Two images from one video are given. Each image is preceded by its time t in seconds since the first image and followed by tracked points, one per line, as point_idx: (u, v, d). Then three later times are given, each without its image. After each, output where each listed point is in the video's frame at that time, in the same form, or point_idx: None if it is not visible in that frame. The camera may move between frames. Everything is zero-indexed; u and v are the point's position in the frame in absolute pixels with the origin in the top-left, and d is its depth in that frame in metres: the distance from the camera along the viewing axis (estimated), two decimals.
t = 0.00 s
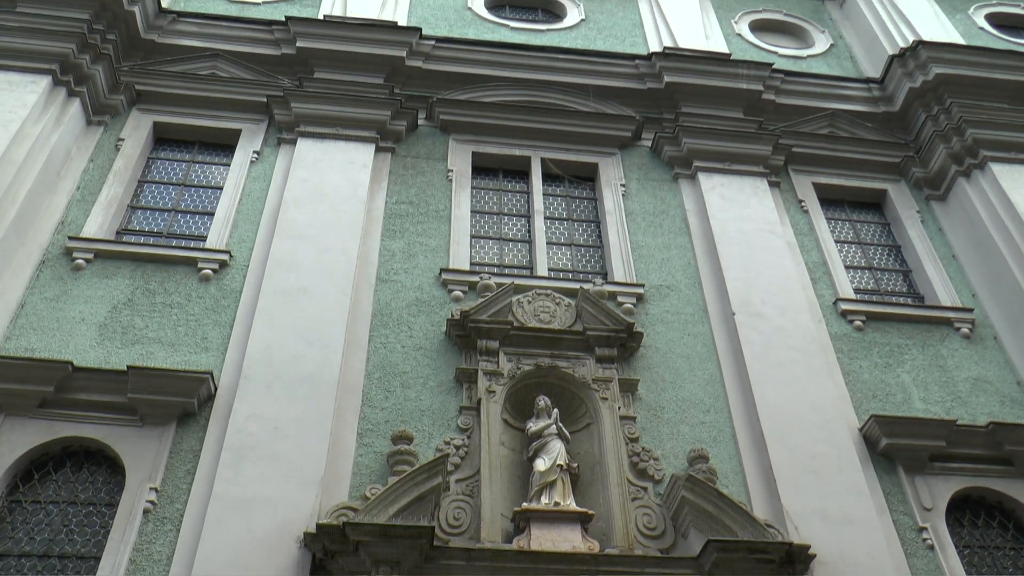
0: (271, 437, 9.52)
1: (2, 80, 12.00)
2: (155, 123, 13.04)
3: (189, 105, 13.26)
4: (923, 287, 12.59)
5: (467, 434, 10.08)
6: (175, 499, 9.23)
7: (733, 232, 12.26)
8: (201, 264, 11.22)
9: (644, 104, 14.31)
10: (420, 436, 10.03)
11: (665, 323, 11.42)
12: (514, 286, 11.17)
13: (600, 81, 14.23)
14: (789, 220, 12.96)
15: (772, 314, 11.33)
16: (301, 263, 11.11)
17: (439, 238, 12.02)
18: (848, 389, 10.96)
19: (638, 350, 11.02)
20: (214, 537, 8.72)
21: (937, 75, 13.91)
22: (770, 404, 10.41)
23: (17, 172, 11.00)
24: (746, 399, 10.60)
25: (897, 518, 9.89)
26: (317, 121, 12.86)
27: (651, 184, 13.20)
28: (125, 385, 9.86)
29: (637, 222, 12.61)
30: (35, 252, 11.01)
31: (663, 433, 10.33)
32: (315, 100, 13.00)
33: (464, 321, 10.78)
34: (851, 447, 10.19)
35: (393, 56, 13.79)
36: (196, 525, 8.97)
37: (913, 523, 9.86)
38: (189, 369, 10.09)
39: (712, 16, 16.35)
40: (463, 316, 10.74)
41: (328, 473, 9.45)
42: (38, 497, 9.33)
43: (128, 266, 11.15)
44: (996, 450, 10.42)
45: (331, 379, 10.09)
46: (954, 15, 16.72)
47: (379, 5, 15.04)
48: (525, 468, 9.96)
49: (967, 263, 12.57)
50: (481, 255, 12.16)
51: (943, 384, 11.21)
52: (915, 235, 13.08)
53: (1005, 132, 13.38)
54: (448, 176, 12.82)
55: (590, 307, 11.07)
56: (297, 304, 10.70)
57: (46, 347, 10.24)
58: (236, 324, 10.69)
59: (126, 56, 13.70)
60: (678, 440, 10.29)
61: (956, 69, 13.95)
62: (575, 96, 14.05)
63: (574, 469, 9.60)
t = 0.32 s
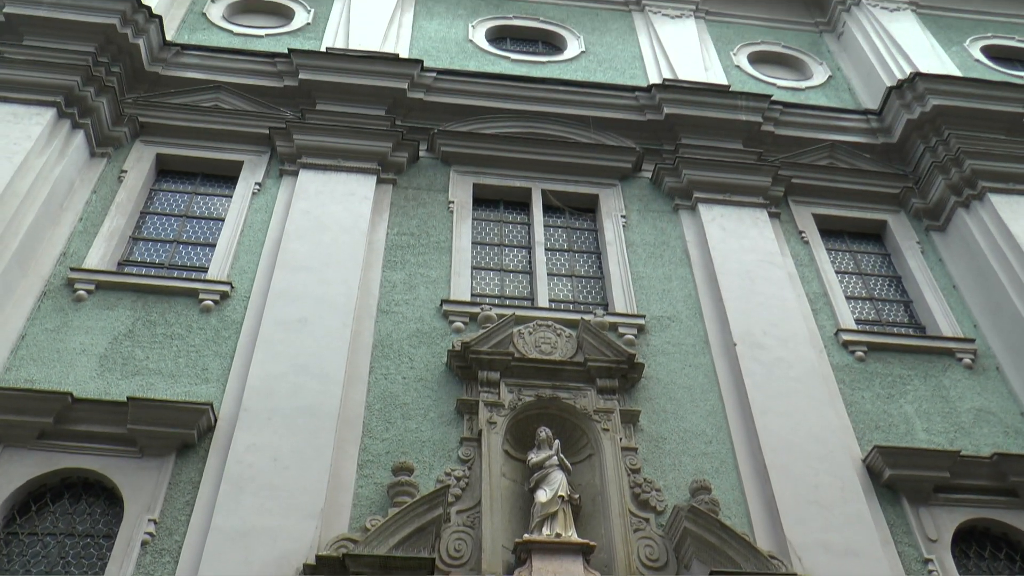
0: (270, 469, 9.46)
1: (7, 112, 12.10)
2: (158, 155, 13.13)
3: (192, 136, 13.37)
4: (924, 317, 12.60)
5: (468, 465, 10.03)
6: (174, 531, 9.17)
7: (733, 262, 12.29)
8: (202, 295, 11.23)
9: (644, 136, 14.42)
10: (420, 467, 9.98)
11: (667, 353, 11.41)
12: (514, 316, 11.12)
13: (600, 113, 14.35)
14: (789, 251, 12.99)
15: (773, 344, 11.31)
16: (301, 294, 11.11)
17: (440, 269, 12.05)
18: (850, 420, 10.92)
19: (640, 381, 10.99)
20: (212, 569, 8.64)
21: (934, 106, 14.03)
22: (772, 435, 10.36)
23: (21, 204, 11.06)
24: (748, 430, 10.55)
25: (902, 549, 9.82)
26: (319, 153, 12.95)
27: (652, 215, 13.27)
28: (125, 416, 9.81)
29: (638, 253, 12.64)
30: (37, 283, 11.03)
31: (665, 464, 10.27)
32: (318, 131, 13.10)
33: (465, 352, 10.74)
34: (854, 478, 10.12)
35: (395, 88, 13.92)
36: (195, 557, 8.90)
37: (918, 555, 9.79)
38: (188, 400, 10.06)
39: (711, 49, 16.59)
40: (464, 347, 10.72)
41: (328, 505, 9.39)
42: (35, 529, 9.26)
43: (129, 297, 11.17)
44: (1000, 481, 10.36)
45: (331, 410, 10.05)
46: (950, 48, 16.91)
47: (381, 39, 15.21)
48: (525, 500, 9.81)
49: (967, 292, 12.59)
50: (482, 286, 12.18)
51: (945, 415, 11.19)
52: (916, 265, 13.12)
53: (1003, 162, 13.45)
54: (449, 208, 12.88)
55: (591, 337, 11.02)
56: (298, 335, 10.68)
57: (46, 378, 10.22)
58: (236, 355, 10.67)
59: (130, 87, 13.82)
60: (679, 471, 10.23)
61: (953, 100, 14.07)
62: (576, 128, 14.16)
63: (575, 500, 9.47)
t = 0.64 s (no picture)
0: (269, 496, 9.40)
1: (10, 140, 12.17)
2: (159, 182, 13.19)
3: (194, 164, 13.44)
4: (924, 343, 12.60)
5: (467, 492, 9.97)
6: (171, 559, 9.10)
7: (733, 289, 12.30)
8: (202, 322, 11.23)
9: (643, 163, 14.50)
10: (419, 494, 9.93)
11: (667, 380, 11.39)
12: (514, 343, 11.10)
13: (599, 141, 14.43)
14: (789, 278, 13.01)
15: (773, 371, 11.30)
16: (301, 320, 11.10)
17: (440, 296, 12.06)
18: (852, 447, 10.89)
19: (639, 408, 10.95)
20: None
21: (932, 134, 14.12)
22: (773, 462, 10.31)
23: (22, 230, 11.10)
24: (749, 456, 10.50)
25: None
26: (320, 180, 13.00)
27: (651, 242, 13.30)
28: (123, 443, 9.76)
29: (637, 280, 12.66)
30: (37, 310, 11.03)
31: (666, 491, 10.21)
32: (319, 158, 13.17)
33: (465, 379, 10.72)
34: (857, 505, 10.05)
35: (396, 116, 14.02)
36: None
37: None
38: (187, 427, 10.02)
39: (710, 78, 16.73)
40: (464, 374, 10.71)
41: (327, 534, 9.32)
42: (30, 557, 9.17)
43: (129, 324, 11.16)
44: (1004, 509, 10.30)
45: (330, 437, 10.00)
46: (946, 76, 17.05)
47: (382, 67, 15.34)
48: (525, 527, 9.74)
49: (968, 319, 12.59)
50: (481, 313, 12.18)
51: (947, 442, 11.17)
52: (916, 293, 13.12)
53: (1001, 190, 13.51)
54: (449, 235, 12.91)
55: (591, 364, 11.01)
56: (297, 362, 10.65)
57: (44, 405, 10.19)
58: (235, 382, 10.65)
59: (132, 115, 13.91)
60: (680, 498, 10.17)
61: (951, 128, 14.15)
62: (575, 155, 14.23)
63: (576, 527, 9.41)
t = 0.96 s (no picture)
0: (268, 526, 9.34)
1: (13, 169, 12.22)
2: (161, 212, 13.24)
3: (196, 193, 13.49)
4: (926, 372, 12.58)
5: (467, 522, 9.91)
6: None
7: (733, 317, 12.30)
8: (202, 351, 11.22)
9: (643, 193, 14.55)
10: (419, 523, 9.87)
11: (668, 410, 11.35)
12: (514, 373, 11.08)
13: (599, 170, 14.49)
14: (790, 307, 13.01)
15: (774, 400, 11.26)
16: (301, 349, 11.08)
17: (440, 326, 12.06)
18: (854, 477, 10.84)
19: (640, 438, 10.90)
20: None
21: (930, 163, 14.17)
22: (775, 492, 10.25)
23: (24, 260, 11.13)
24: (751, 486, 10.44)
25: None
26: (321, 210, 13.03)
27: (651, 271, 13.32)
28: (121, 473, 9.72)
29: (638, 309, 12.67)
30: (36, 340, 11.02)
31: (668, 521, 10.15)
32: (320, 188, 13.21)
33: (465, 408, 10.69)
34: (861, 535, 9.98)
35: (397, 145, 14.09)
36: None
37: None
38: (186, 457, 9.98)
39: (709, 108, 16.83)
40: (464, 404, 10.68)
41: (326, 564, 9.25)
42: None
43: (129, 353, 11.15)
44: (1009, 538, 10.24)
45: (330, 466, 9.95)
46: (943, 105, 17.15)
47: (382, 97, 15.43)
48: (525, 557, 9.67)
49: (969, 348, 12.57)
50: (482, 342, 12.18)
51: (951, 471, 11.12)
52: (917, 321, 13.12)
53: (1000, 219, 13.54)
54: (449, 264, 12.94)
55: (591, 394, 10.99)
56: (297, 391, 10.62)
57: (43, 435, 10.16)
58: (234, 412, 10.62)
59: (135, 145, 13.98)
60: (682, 528, 10.11)
61: (949, 157, 14.21)
62: (575, 185, 14.29)
63: (577, 557, 9.35)
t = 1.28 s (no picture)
0: (268, 561, 9.27)
1: (17, 205, 12.27)
2: (163, 246, 13.27)
3: (198, 227, 13.53)
4: (929, 404, 12.54)
5: (469, 556, 9.85)
6: None
7: (735, 350, 12.28)
8: (203, 385, 11.20)
9: (644, 226, 14.59)
10: (420, 558, 9.80)
11: (671, 443, 11.30)
12: (516, 406, 11.05)
13: (600, 204, 14.54)
14: (792, 340, 12.99)
15: (777, 433, 11.21)
16: (302, 383, 11.06)
17: (442, 360, 12.04)
18: (858, 510, 10.76)
19: (643, 471, 10.84)
20: None
21: (930, 196, 14.21)
22: (779, 525, 10.18)
23: (25, 294, 11.14)
24: (755, 519, 10.37)
25: None
26: (323, 244, 13.06)
27: (653, 304, 13.32)
28: (120, 507, 9.66)
29: (640, 342, 12.66)
30: (37, 374, 11.00)
31: (671, 555, 10.07)
32: (322, 222, 13.26)
33: (466, 442, 10.65)
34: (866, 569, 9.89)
35: (399, 179, 14.16)
36: None
37: None
38: (185, 493, 9.93)
39: (709, 141, 16.91)
40: (465, 437, 10.63)
41: None
42: None
43: (130, 387, 11.13)
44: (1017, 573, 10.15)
45: (331, 500, 9.89)
46: (942, 138, 17.23)
47: (384, 131, 15.52)
48: None
49: (972, 381, 12.53)
50: (483, 376, 12.15)
51: (956, 505, 11.04)
52: (919, 354, 13.09)
53: (1001, 251, 13.55)
54: (451, 297, 12.95)
55: (593, 428, 10.95)
56: (298, 425, 10.59)
57: (42, 470, 10.11)
58: (234, 446, 10.58)
59: (138, 179, 14.05)
60: (686, 562, 10.02)
61: (949, 190, 14.26)
62: (576, 218, 14.33)
63: None
